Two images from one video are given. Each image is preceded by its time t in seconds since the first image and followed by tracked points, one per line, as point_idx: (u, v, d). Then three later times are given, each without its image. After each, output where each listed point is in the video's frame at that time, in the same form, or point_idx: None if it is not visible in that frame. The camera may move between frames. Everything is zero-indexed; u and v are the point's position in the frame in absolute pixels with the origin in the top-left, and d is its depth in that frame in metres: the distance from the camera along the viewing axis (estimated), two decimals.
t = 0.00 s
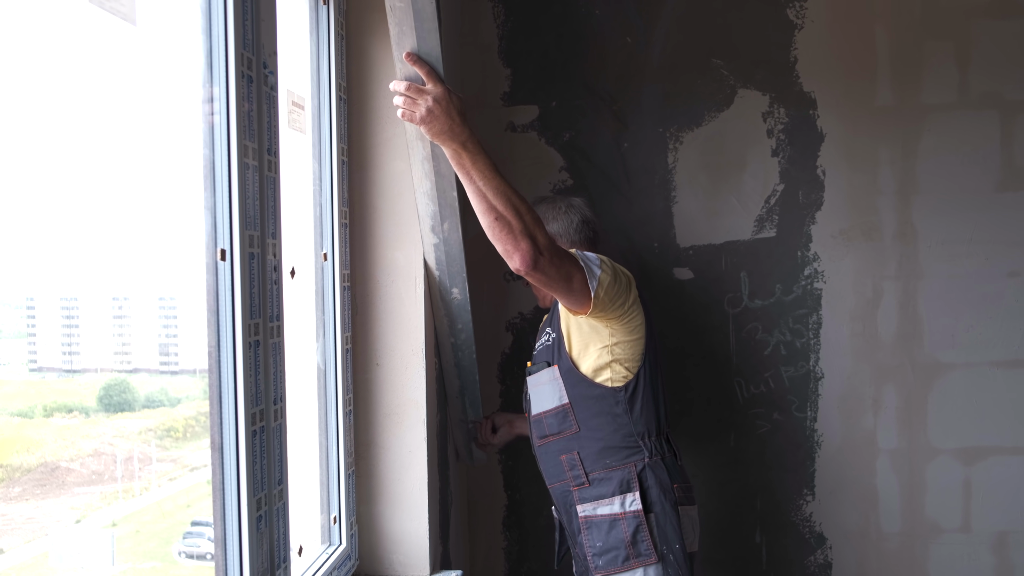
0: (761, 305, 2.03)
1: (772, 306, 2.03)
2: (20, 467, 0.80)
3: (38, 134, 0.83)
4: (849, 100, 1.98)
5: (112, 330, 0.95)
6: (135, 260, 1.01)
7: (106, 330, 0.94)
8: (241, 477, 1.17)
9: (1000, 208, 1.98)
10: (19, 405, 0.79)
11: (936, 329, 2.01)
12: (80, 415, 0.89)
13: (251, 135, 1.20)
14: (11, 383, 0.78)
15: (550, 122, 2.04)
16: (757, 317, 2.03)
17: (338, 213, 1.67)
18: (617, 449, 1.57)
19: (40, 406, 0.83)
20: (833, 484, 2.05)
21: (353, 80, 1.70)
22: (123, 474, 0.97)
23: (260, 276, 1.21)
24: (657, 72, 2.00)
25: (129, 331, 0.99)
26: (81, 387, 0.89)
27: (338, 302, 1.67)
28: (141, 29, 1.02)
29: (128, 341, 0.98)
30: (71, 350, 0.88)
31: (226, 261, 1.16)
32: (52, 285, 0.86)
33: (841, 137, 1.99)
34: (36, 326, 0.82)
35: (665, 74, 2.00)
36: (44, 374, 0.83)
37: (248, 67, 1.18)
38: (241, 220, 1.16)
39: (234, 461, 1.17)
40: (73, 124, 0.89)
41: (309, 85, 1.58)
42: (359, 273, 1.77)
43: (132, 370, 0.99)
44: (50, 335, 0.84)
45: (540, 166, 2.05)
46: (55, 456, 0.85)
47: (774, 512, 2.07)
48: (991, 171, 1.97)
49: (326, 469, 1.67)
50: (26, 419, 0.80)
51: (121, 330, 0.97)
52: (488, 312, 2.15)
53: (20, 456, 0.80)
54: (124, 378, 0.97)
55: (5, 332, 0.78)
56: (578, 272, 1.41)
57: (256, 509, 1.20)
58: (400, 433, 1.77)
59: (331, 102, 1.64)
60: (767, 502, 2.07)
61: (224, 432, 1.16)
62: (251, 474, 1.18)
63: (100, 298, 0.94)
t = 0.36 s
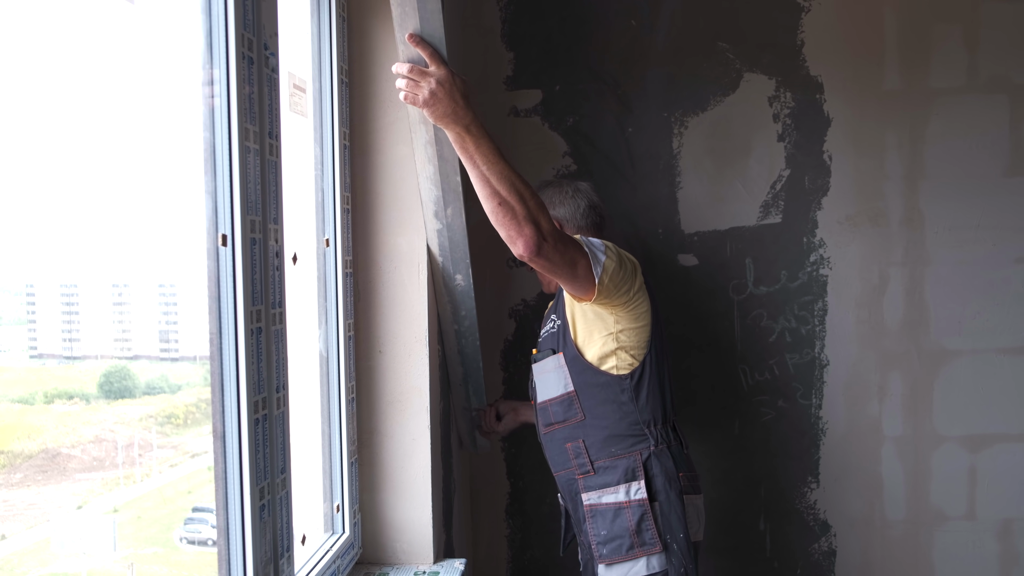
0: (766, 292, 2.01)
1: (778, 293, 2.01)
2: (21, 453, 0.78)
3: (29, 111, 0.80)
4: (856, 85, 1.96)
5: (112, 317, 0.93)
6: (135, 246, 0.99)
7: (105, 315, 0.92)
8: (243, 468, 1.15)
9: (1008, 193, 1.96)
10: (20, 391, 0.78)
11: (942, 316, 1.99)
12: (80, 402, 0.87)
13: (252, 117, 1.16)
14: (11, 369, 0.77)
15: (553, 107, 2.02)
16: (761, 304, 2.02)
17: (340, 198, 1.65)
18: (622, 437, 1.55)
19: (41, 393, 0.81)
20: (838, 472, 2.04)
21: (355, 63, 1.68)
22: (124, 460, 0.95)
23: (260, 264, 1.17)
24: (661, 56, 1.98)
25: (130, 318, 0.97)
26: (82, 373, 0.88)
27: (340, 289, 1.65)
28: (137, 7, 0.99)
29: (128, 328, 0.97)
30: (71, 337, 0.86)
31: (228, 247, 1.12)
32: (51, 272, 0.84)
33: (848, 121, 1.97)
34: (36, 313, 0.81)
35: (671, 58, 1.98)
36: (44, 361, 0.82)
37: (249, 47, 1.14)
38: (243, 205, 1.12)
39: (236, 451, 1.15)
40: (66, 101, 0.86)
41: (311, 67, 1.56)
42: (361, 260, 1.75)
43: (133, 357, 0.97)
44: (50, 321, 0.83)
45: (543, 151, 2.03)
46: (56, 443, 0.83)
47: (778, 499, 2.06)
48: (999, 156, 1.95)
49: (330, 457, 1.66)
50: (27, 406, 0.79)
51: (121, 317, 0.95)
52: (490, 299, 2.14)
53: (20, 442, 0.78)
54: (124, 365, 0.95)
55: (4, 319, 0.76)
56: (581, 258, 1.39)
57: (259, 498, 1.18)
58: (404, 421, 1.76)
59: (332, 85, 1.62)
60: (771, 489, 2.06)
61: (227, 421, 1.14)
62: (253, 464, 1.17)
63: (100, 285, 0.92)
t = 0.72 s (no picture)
0: (771, 281, 2.00)
1: (782, 282, 2.00)
2: (21, 442, 0.77)
3: (20, 118, 0.78)
4: (862, 72, 1.94)
5: (111, 305, 0.92)
6: (136, 234, 0.97)
7: (104, 304, 0.90)
8: (247, 461, 1.14)
9: (1015, 182, 1.94)
10: (20, 379, 0.77)
11: (947, 306, 1.98)
12: (81, 390, 0.86)
13: (254, 105, 1.13)
14: (11, 357, 0.76)
15: (556, 94, 2.00)
16: (766, 294, 2.00)
17: (342, 187, 1.63)
18: (628, 429, 1.54)
19: (41, 381, 0.80)
20: (841, 462, 2.04)
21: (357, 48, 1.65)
22: (125, 448, 0.94)
23: (263, 256, 1.15)
24: (665, 43, 1.96)
25: (130, 307, 0.95)
26: (82, 361, 0.86)
27: (343, 279, 1.63)
28: None
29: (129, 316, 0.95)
30: (71, 326, 0.85)
31: (230, 238, 1.10)
32: (50, 260, 0.82)
33: (854, 109, 1.95)
34: (36, 301, 0.79)
35: (675, 45, 1.96)
36: (44, 349, 0.81)
37: (250, 34, 1.12)
38: (246, 195, 1.10)
39: (239, 445, 1.14)
40: (64, 89, 0.85)
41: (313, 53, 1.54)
42: (364, 249, 1.73)
43: (133, 346, 0.96)
44: (50, 309, 0.82)
45: (546, 140, 2.01)
46: (56, 430, 0.82)
47: (782, 489, 2.05)
48: (1006, 144, 1.93)
49: (332, 448, 1.65)
50: (27, 394, 0.78)
51: (121, 305, 0.94)
52: (493, 289, 2.12)
53: (21, 431, 0.77)
54: (124, 353, 0.94)
55: (4, 306, 0.75)
56: (585, 247, 1.37)
57: (262, 491, 1.17)
58: (407, 412, 1.75)
59: (334, 71, 1.59)
60: (775, 480, 2.05)
61: (230, 414, 1.13)
62: (257, 456, 1.15)
63: (99, 273, 0.91)
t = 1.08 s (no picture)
0: (774, 274, 1.99)
1: (785, 275, 1.99)
2: (20, 432, 0.76)
3: (19, 107, 0.77)
4: (867, 62, 1.92)
5: (110, 296, 0.90)
6: (135, 224, 0.96)
7: (104, 294, 0.89)
8: (248, 456, 1.14)
9: (1020, 173, 1.93)
10: (20, 369, 0.76)
11: (952, 297, 1.97)
12: (80, 380, 0.85)
13: (254, 96, 1.13)
14: (11, 348, 0.75)
15: (559, 85, 1.98)
16: (769, 286, 1.99)
17: (343, 179, 1.62)
18: (632, 423, 1.53)
19: (40, 371, 0.79)
20: (844, 454, 2.03)
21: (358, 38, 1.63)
22: (125, 438, 0.93)
23: (264, 249, 1.15)
24: (669, 33, 1.94)
25: (129, 298, 0.94)
26: (81, 352, 0.85)
27: (344, 272, 1.62)
28: None
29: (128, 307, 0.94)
30: (71, 316, 0.84)
31: (230, 231, 1.09)
32: (49, 250, 0.81)
33: (859, 99, 1.93)
34: (35, 292, 0.78)
35: (678, 35, 1.94)
36: (43, 340, 0.79)
37: (250, 24, 1.11)
38: (246, 186, 1.10)
39: (241, 438, 1.14)
40: (50, 90, 0.81)
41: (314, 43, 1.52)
42: (365, 242, 1.71)
43: (132, 336, 0.94)
44: (49, 299, 0.80)
45: (548, 131, 2.00)
46: (55, 420, 0.81)
47: (784, 482, 2.05)
48: (1012, 134, 1.92)
49: (334, 442, 1.64)
50: (27, 384, 0.77)
51: (120, 296, 0.92)
52: (494, 282, 2.11)
53: (20, 420, 0.76)
54: (123, 344, 0.93)
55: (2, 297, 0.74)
56: (589, 242, 1.36)
57: (264, 487, 1.16)
58: (409, 406, 1.74)
59: (335, 62, 1.58)
60: (777, 473, 2.05)
61: (231, 410, 1.13)
62: (258, 451, 1.15)
63: (99, 264, 0.89)
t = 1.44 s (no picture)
0: (776, 268, 1.98)
1: (787, 269, 1.98)
2: (20, 423, 0.75)
3: (20, 100, 0.76)
4: (870, 53, 1.91)
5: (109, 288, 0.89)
6: (134, 215, 0.94)
7: (102, 286, 0.88)
8: (248, 453, 1.14)
9: None
10: (18, 361, 0.75)
11: (955, 291, 1.96)
12: (79, 372, 0.84)
13: (254, 88, 1.11)
14: (9, 339, 0.74)
15: (560, 77, 1.97)
16: (771, 280, 1.98)
17: (343, 172, 1.60)
18: (654, 418, 1.52)
19: (39, 363, 0.78)
20: (847, 449, 2.02)
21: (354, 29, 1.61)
22: (124, 431, 0.91)
23: (263, 242, 1.13)
24: (671, 25, 1.93)
25: (128, 290, 0.92)
26: (79, 344, 0.84)
27: (344, 267, 1.60)
28: None
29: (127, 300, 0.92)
30: (70, 308, 0.82)
31: (230, 225, 1.08)
32: (48, 240, 0.79)
33: (862, 91, 1.92)
34: (34, 284, 0.77)
35: (680, 26, 1.93)
36: (42, 331, 0.78)
37: (249, 14, 1.10)
38: (245, 181, 1.09)
39: (241, 433, 1.13)
40: (51, 85, 0.80)
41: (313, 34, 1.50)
42: (365, 237, 1.70)
43: (130, 328, 0.93)
44: (48, 291, 0.79)
45: (549, 124, 1.98)
46: (55, 413, 0.80)
47: (787, 478, 2.04)
48: (1016, 126, 1.90)
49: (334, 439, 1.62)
50: (25, 376, 0.76)
51: (118, 288, 0.91)
52: (495, 276, 2.10)
53: (18, 412, 0.75)
54: (121, 336, 0.91)
55: None
56: (608, 222, 1.29)
57: (264, 485, 1.16)
58: (409, 401, 1.73)
59: (335, 55, 1.56)
60: (780, 468, 2.04)
61: (231, 408, 1.12)
62: (257, 449, 1.15)
63: (97, 256, 0.88)
